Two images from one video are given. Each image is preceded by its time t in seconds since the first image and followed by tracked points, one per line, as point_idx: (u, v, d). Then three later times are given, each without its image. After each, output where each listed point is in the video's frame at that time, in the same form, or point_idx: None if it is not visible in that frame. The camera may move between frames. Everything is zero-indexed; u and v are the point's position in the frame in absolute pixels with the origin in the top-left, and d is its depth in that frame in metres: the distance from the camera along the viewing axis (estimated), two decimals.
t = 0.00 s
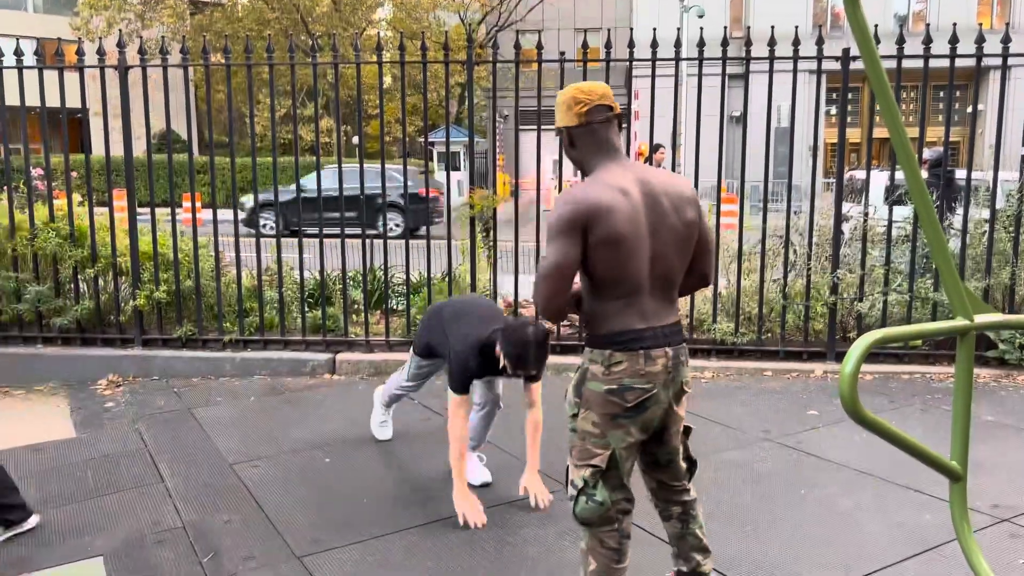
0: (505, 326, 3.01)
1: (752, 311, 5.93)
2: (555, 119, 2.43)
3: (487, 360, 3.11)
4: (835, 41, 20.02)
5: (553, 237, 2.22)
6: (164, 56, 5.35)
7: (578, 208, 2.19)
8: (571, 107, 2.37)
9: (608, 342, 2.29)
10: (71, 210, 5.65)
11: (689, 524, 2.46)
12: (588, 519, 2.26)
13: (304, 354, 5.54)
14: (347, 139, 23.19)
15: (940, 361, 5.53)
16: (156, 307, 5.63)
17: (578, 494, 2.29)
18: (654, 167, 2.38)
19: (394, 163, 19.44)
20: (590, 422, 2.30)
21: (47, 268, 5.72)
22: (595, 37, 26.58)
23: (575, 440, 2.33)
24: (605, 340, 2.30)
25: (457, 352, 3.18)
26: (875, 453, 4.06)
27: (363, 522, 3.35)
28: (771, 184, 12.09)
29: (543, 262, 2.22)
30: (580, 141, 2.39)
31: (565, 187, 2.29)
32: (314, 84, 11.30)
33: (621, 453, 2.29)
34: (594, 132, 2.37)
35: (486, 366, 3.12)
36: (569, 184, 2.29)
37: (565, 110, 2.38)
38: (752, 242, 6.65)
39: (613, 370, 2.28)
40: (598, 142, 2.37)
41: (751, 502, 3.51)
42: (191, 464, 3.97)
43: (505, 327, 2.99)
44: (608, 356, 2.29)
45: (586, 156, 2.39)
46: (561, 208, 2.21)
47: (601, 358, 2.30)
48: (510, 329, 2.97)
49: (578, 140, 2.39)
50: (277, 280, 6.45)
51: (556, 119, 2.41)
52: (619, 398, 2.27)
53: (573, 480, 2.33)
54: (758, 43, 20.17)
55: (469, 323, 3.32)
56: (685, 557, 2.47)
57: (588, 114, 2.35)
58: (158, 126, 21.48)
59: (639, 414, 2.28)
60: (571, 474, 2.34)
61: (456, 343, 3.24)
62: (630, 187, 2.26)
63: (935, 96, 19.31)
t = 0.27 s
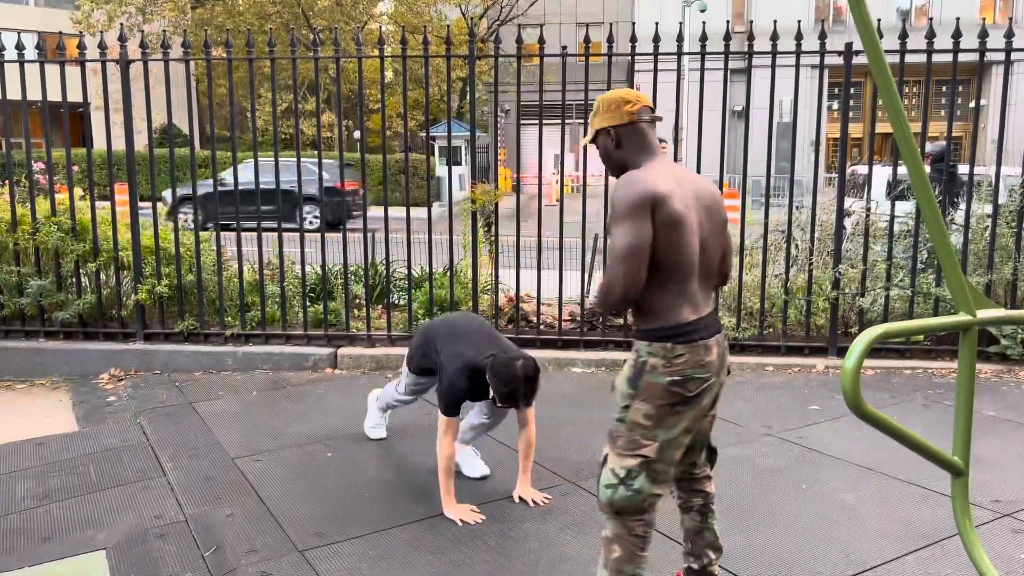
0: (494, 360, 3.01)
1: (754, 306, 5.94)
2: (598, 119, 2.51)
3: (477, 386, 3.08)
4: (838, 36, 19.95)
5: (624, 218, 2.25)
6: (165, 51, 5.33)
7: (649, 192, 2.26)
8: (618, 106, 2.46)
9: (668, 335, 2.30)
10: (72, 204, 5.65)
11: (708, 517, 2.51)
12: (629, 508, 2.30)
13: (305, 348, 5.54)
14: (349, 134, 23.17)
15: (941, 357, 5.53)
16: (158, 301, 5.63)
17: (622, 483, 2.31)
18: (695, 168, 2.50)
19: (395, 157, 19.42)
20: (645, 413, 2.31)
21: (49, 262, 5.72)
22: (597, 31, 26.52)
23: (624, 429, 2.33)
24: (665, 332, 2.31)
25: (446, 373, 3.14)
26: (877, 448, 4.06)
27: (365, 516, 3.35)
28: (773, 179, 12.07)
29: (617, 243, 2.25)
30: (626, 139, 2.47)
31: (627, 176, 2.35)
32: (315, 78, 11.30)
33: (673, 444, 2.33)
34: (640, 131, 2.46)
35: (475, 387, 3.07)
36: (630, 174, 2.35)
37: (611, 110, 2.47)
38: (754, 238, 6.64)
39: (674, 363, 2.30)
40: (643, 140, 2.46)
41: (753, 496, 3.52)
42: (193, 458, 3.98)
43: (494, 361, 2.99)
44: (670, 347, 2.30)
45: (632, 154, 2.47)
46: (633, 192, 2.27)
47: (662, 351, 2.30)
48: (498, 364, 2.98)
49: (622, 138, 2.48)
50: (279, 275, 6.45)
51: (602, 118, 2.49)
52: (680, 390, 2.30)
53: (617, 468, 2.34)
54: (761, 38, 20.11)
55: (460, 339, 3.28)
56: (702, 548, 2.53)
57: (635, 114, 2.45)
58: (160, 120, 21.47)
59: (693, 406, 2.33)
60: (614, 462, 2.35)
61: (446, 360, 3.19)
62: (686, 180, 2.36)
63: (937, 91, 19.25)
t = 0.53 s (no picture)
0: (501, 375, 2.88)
1: (754, 302, 5.95)
2: (621, 116, 2.55)
3: (481, 400, 2.97)
4: (840, 32, 19.90)
5: (669, 204, 2.33)
6: (165, 46, 5.32)
7: (688, 181, 2.35)
8: (640, 103, 2.52)
9: (714, 317, 2.40)
10: (73, 199, 5.65)
11: (721, 515, 2.56)
12: (689, 494, 2.37)
13: (306, 344, 5.55)
14: (350, 129, 23.16)
15: (942, 352, 5.53)
16: (159, 296, 5.64)
17: (681, 470, 2.37)
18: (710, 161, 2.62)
19: (396, 153, 19.40)
20: (701, 397, 2.39)
21: (50, 257, 5.73)
22: (599, 27, 26.47)
23: (678, 415, 2.39)
24: (709, 315, 2.40)
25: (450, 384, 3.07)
26: (878, 444, 4.07)
27: (367, 511, 3.36)
28: (774, 175, 12.06)
29: (661, 228, 2.32)
30: (650, 135, 2.52)
31: (660, 167, 2.42)
32: (315, 73, 11.28)
33: (723, 423, 2.44)
34: (662, 126, 2.53)
35: (476, 402, 2.98)
36: (663, 164, 2.42)
37: (633, 106, 2.53)
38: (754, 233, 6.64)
39: (723, 344, 2.40)
40: (665, 136, 2.52)
41: (753, 492, 3.53)
42: (195, 452, 3.99)
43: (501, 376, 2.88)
44: (719, 329, 2.40)
45: (655, 148, 2.52)
46: (673, 179, 2.35)
47: (712, 334, 2.39)
48: (506, 379, 2.86)
49: (645, 133, 2.52)
50: (280, 270, 6.45)
51: (624, 115, 2.54)
52: (731, 370, 2.41)
53: (672, 456, 2.40)
54: (763, 34, 20.07)
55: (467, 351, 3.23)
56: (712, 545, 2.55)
57: (656, 110, 2.52)
58: (160, 115, 21.46)
59: (738, 385, 2.45)
60: (668, 450, 2.40)
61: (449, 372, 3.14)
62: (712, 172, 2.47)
63: (939, 87, 19.20)
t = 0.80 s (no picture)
0: (511, 450, 3.11)
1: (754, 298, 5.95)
2: (646, 102, 2.51)
3: (488, 470, 3.12)
4: (840, 28, 19.86)
5: (708, 194, 2.30)
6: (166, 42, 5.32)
7: (723, 172, 2.33)
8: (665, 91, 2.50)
9: (738, 310, 2.40)
10: (73, 195, 5.65)
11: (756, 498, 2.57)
12: (752, 484, 2.34)
13: (307, 340, 5.55)
14: (349, 125, 23.14)
15: (942, 349, 5.53)
16: (160, 292, 5.64)
17: (737, 462, 2.35)
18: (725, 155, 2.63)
19: (396, 149, 19.39)
20: (737, 389, 2.39)
21: (51, 254, 5.73)
22: (599, 23, 26.44)
23: (719, 411, 2.37)
24: (733, 308, 2.41)
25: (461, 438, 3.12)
26: (879, 440, 4.07)
27: (368, 507, 3.37)
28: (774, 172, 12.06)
29: (697, 218, 2.29)
30: (675, 123, 2.48)
31: (692, 156, 2.40)
32: (315, 70, 11.26)
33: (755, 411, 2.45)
34: (685, 116, 2.51)
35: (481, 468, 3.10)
36: (694, 154, 2.40)
37: (657, 94, 2.50)
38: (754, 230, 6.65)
39: (750, 336, 2.41)
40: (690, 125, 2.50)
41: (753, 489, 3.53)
42: (196, 449, 4.00)
43: (509, 451, 3.11)
44: (746, 321, 2.40)
45: (680, 136, 2.48)
46: (708, 169, 2.33)
47: (739, 326, 2.40)
48: (514, 457, 3.10)
49: (669, 121, 2.49)
50: (281, 267, 6.45)
51: (651, 101, 2.50)
52: (760, 360, 2.43)
53: (723, 451, 2.36)
54: (763, 30, 20.04)
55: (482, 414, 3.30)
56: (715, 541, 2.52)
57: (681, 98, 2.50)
58: (160, 111, 21.45)
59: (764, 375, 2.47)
60: (717, 447, 2.37)
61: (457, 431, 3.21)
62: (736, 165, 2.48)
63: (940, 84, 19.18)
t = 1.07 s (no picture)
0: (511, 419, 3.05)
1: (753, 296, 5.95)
2: (676, 94, 2.46)
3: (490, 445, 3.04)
4: (840, 26, 19.87)
5: (753, 198, 2.26)
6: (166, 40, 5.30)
7: (766, 175, 2.30)
8: (695, 83, 2.45)
9: (767, 313, 2.36)
10: (73, 193, 5.65)
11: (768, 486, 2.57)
12: (773, 482, 2.33)
13: (307, 337, 5.56)
14: (349, 123, 23.15)
15: (941, 347, 5.54)
16: (159, 290, 5.65)
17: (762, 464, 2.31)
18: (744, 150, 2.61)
19: (395, 147, 19.40)
20: (763, 393, 2.34)
21: (50, 252, 5.73)
22: (599, 21, 26.45)
23: (746, 414, 2.32)
24: (762, 311, 2.36)
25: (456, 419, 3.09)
26: (878, 438, 4.08)
27: (367, 504, 3.37)
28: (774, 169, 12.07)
29: (744, 223, 2.25)
30: (703, 117, 2.45)
31: (730, 156, 2.35)
32: (315, 67, 11.27)
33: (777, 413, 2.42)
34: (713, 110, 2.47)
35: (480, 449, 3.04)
36: (733, 155, 2.35)
37: (687, 85, 2.46)
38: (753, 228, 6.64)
39: (777, 339, 2.36)
40: (717, 121, 2.46)
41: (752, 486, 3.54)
42: (196, 446, 4.00)
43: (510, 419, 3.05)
44: (773, 325, 2.36)
45: (709, 131, 2.44)
46: (752, 172, 2.28)
47: (767, 331, 2.35)
48: (516, 422, 3.03)
49: (697, 114, 2.45)
50: (280, 264, 6.45)
51: (683, 95, 2.45)
52: (786, 364, 2.39)
53: (747, 452, 2.32)
54: (763, 28, 20.05)
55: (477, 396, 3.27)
56: (720, 536, 2.51)
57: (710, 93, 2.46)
58: (160, 109, 21.46)
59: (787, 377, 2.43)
60: (742, 448, 2.33)
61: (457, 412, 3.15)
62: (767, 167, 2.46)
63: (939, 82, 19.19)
